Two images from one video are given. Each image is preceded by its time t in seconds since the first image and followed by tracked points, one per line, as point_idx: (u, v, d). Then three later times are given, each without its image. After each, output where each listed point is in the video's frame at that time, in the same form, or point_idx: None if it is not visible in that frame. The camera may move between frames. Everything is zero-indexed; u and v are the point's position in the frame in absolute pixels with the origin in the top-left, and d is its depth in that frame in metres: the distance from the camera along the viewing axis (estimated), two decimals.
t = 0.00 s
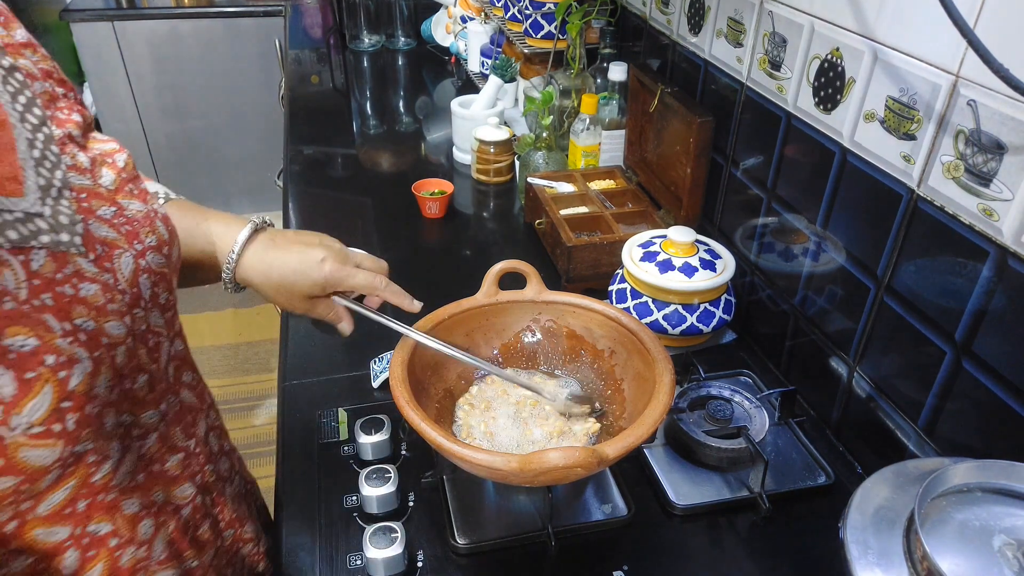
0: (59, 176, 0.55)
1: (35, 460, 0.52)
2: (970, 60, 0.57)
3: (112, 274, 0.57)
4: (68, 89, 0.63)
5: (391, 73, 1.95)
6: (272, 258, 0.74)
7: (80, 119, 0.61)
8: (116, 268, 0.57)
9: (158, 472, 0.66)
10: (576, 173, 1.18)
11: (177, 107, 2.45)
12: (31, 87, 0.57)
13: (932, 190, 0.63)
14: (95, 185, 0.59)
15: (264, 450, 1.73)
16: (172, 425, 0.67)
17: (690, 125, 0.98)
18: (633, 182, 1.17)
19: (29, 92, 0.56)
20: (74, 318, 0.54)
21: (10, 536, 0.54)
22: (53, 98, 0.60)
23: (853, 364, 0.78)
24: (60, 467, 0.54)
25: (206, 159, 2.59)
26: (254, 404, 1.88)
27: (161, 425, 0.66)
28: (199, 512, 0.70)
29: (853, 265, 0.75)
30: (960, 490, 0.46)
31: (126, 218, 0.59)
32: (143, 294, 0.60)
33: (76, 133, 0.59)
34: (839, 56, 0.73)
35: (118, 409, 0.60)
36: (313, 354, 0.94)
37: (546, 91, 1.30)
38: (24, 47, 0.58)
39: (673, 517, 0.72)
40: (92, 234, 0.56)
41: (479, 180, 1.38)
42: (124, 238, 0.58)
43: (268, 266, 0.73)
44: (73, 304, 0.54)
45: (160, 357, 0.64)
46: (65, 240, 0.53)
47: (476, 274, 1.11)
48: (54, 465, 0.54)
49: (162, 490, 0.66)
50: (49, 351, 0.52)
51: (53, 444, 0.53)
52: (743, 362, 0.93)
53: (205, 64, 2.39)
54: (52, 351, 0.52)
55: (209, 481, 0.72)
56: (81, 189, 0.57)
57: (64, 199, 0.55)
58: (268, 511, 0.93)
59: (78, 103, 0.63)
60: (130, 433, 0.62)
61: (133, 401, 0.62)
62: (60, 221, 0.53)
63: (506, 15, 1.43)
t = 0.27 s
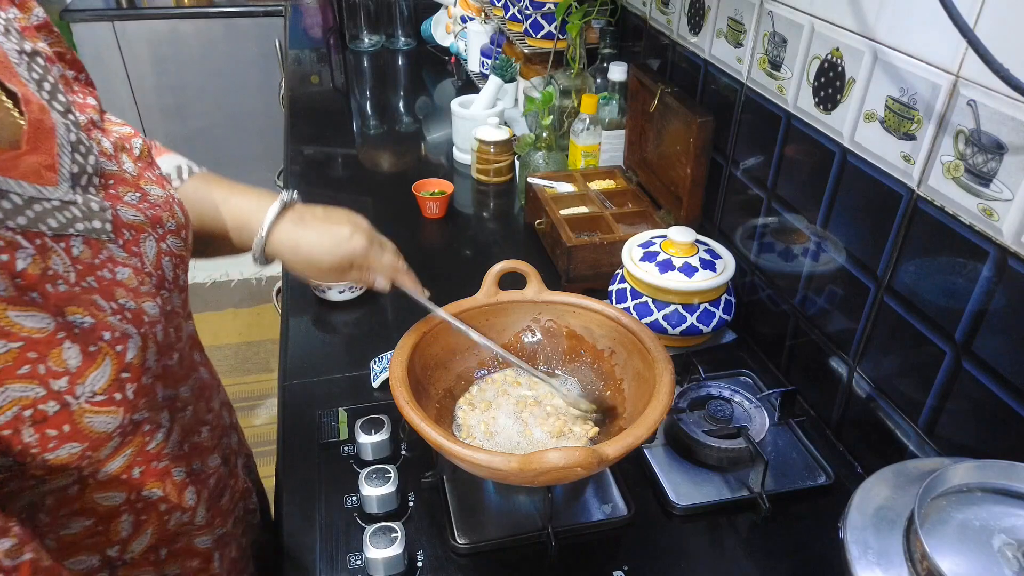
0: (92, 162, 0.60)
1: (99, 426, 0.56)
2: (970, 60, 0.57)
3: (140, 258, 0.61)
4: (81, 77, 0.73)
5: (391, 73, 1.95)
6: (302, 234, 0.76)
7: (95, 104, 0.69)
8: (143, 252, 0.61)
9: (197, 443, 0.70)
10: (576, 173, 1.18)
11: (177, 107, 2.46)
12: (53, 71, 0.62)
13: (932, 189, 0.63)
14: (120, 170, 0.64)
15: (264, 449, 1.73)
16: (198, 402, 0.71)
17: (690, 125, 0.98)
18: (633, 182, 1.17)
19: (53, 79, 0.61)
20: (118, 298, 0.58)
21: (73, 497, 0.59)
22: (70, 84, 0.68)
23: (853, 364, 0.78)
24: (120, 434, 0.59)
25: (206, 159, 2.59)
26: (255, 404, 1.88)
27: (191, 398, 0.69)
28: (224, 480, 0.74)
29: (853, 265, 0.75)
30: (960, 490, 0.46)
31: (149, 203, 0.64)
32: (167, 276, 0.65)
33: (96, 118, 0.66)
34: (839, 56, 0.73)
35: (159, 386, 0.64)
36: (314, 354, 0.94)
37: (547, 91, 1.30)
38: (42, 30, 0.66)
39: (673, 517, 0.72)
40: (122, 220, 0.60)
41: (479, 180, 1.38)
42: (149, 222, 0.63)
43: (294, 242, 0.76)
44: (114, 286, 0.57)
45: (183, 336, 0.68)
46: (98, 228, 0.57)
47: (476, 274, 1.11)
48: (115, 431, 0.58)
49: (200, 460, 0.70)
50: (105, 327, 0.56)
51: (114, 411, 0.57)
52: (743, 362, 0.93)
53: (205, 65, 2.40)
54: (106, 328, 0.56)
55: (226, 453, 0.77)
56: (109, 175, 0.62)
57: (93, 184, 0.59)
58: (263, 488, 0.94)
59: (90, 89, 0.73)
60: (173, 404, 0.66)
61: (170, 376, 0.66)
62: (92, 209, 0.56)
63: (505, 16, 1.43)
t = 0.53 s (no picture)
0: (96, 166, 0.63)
1: (113, 429, 0.55)
2: (970, 60, 0.57)
3: (149, 260, 0.63)
4: (80, 80, 0.75)
5: (391, 73, 1.95)
6: (285, 166, 0.82)
7: (96, 106, 0.73)
8: (151, 254, 0.64)
9: (205, 448, 0.71)
10: (576, 173, 1.18)
11: (177, 107, 2.47)
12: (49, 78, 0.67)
13: (931, 190, 0.63)
14: (122, 173, 0.68)
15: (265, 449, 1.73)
16: (206, 403, 0.72)
17: (689, 125, 0.98)
18: (633, 182, 1.17)
19: (51, 84, 0.66)
20: (131, 300, 0.59)
21: (85, 504, 0.57)
22: (69, 87, 0.72)
23: (853, 364, 0.78)
24: (133, 438, 0.57)
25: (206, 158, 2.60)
26: (255, 404, 1.88)
27: (200, 402, 0.70)
28: (228, 486, 0.74)
29: (853, 265, 0.75)
30: (960, 490, 0.46)
31: (154, 206, 0.68)
32: (176, 277, 0.68)
33: (96, 121, 0.70)
34: (839, 56, 0.72)
35: (174, 387, 0.64)
36: (314, 354, 0.94)
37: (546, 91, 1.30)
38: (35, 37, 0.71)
39: (673, 517, 0.71)
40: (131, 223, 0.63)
41: (479, 179, 1.38)
42: (155, 224, 0.66)
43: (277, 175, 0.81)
44: (125, 287, 0.59)
45: (192, 339, 0.70)
46: (107, 230, 0.59)
47: (476, 274, 1.11)
48: (129, 435, 0.57)
49: (206, 465, 0.71)
50: (118, 329, 0.56)
51: (129, 414, 0.56)
52: (744, 363, 0.93)
53: (205, 65, 2.41)
54: (121, 329, 0.56)
55: (231, 459, 0.78)
56: (112, 179, 0.65)
57: (98, 187, 0.62)
58: (270, 478, 0.96)
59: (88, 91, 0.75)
60: (184, 408, 0.67)
61: (182, 378, 0.67)
62: (101, 211, 0.59)
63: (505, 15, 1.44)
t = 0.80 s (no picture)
0: (81, 171, 0.62)
1: (106, 437, 0.55)
2: (970, 60, 0.57)
3: (142, 264, 0.64)
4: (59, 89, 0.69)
5: (391, 73, 1.95)
6: (266, 177, 0.82)
7: (78, 114, 0.69)
8: (144, 258, 0.64)
9: (200, 457, 0.71)
10: (576, 173, 1.18)
11: (176, 107, 2.47)
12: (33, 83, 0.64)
13: (931, 189, 0.63)
14: (108, 178, 0.67)
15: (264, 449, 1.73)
16: (203, 410, 0.73)
17: (689, 125, 0.98)
18: (633, 182, 1.17)
19: (33, 90, 0.63)
20: (124, 304, 0.59)
21: (78, 515, 0.57)
22: (51, 94, 0.67)
23: (853, 364, 0.78)
24: (128, 446, 0.57)
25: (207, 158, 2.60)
26: (255, 404, 1.88)
27: (197, 410, 0.70)
28: (227, 497, 0.74)
29: (853, 265, 0.75)
30: (960, 490, 0.46)
31: (143, 210, 0.67)
32: (169, 282, 0.68)
33: (79, 128, 0.67)
34: (839, 56, 0.72)
35: (169, 393, 0.64)
36: (314, 354, 0.94)
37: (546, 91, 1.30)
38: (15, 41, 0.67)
39: (673, 517, 0.71)
40: (122, 226, 0.63)
41: (479, 179, 1.38)
42: (146, 229, 0.66)
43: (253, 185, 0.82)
44: (119, 291, 0.59)
45: (188, 346, 0.70)
46: (99, 233, 0.59)
47: (476, 274, 1.11)
48: (123, 443, 0.57)
49: (201, 474, 0.71)
50: (112, 333, 0.56)
51: (122, 421, 0.56)
52: (744, 363, 0.93)
53: (205, 65, 2.41)
54: (114, 334, 0.56)
55: (231, 468, 0.78)
56: (99, 183, 0.65)
57: (88, 190, 0.62)
58: (270, 480, 0.96)
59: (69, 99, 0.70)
60: (180, 416, 0.67)
61: (178, 385, 0.67)
62: (93, 214, 0.59)
63: (506, 15, 1.44)
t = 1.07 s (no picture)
0: (75, 179, 0.59)
1: (85, 454, 0.55)
2: (970, 60, 0.57)
3: (135, 274, 0.61)
4: (63, 95, 0.71)
5: (391, 73, 1.95)
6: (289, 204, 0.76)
7: (78, 121, 0.69)
8: (137, 267, 0.62)
9: (197, 467, 0.71)
10: (576, 173, 1.18)
11: (176, 107, 2.47)
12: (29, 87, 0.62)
13: (931, 189, 0.63)
14: (105, 186, 0.65)
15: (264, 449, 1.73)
16: (199, 420, 0.72)
17: (689, 125, 0.98)
18: (634, 182, 1.17)
19: (31, 95, 0.60)
20: (109, 316, 0.57)
21: (61, 531, 0.56)
22: (51, 101, 0.67)
23: (853, 364, 0.78)
24: (109, 462, 0.57)
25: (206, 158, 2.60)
26: (255, 404, 1.88)
27: (192, 420, 0.70)
28: (225, 507, 0.74)
29: (853, 265, 0.75)
30: (960, 490, 0.46)
31: (140, 218, 0.65)
32: (164, 291, 0.65)
33: (77, 135, 0.66)
34: (839, 56, 0.72)
35: (159, 405, 0.63)
36: (314, 354, 0.94)
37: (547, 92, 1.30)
38: (18, 45, 0.67)
39: (673, 517, 0.71)
40: (113, 234, 0.60)
41: (479, 179, 1.38)
42: (142, 237, 0.64)
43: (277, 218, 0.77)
44: (106, 303, 0.57)
45: (183, 356, 0.69)
46: (88, 243, 0.57)
47: (476, 274, 1.11)
48: (103, 460, 0.56)
49: (199, 486, 0.70)
50: (92, 348, 0.55)
51: (102, 438, 0.56)
52: (744, 363, 0.93)
53: (205, 65, 2.41)
54: (95, 348, 0.56)
55: (230, 477, 0.77)
56: (94, 192, 0.62)
57: (80, 200, 0.59)
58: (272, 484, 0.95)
59: (73, 107, 0.71)
60: (171, 429, 0.66)
61: (170, 397, 0.66)
62: (82, 223, 0.56)
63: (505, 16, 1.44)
